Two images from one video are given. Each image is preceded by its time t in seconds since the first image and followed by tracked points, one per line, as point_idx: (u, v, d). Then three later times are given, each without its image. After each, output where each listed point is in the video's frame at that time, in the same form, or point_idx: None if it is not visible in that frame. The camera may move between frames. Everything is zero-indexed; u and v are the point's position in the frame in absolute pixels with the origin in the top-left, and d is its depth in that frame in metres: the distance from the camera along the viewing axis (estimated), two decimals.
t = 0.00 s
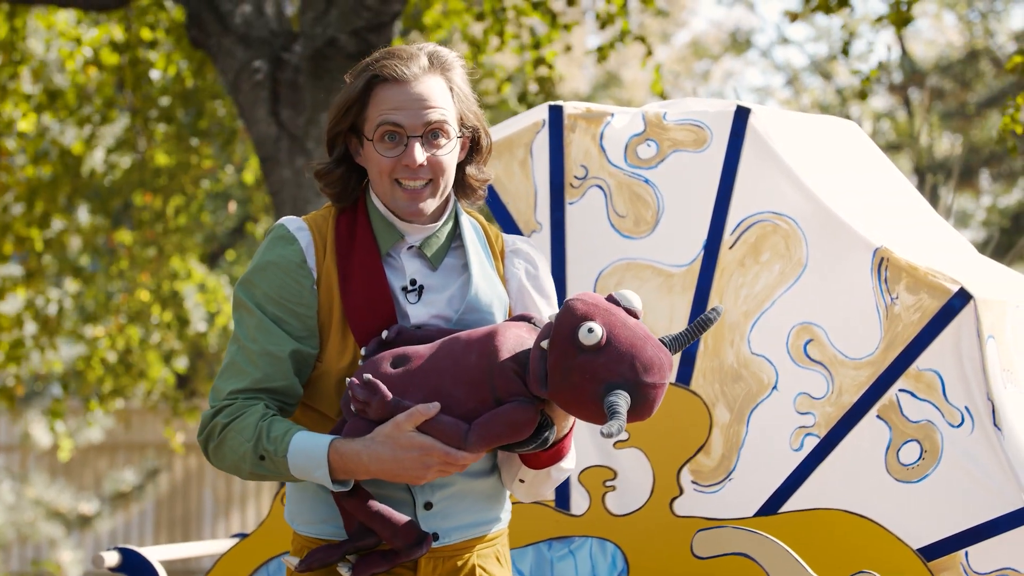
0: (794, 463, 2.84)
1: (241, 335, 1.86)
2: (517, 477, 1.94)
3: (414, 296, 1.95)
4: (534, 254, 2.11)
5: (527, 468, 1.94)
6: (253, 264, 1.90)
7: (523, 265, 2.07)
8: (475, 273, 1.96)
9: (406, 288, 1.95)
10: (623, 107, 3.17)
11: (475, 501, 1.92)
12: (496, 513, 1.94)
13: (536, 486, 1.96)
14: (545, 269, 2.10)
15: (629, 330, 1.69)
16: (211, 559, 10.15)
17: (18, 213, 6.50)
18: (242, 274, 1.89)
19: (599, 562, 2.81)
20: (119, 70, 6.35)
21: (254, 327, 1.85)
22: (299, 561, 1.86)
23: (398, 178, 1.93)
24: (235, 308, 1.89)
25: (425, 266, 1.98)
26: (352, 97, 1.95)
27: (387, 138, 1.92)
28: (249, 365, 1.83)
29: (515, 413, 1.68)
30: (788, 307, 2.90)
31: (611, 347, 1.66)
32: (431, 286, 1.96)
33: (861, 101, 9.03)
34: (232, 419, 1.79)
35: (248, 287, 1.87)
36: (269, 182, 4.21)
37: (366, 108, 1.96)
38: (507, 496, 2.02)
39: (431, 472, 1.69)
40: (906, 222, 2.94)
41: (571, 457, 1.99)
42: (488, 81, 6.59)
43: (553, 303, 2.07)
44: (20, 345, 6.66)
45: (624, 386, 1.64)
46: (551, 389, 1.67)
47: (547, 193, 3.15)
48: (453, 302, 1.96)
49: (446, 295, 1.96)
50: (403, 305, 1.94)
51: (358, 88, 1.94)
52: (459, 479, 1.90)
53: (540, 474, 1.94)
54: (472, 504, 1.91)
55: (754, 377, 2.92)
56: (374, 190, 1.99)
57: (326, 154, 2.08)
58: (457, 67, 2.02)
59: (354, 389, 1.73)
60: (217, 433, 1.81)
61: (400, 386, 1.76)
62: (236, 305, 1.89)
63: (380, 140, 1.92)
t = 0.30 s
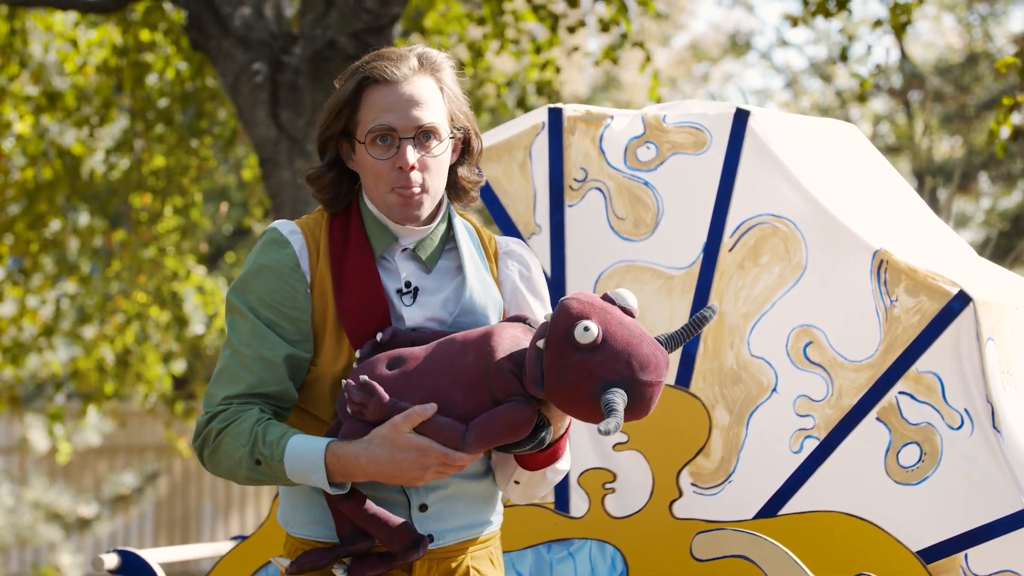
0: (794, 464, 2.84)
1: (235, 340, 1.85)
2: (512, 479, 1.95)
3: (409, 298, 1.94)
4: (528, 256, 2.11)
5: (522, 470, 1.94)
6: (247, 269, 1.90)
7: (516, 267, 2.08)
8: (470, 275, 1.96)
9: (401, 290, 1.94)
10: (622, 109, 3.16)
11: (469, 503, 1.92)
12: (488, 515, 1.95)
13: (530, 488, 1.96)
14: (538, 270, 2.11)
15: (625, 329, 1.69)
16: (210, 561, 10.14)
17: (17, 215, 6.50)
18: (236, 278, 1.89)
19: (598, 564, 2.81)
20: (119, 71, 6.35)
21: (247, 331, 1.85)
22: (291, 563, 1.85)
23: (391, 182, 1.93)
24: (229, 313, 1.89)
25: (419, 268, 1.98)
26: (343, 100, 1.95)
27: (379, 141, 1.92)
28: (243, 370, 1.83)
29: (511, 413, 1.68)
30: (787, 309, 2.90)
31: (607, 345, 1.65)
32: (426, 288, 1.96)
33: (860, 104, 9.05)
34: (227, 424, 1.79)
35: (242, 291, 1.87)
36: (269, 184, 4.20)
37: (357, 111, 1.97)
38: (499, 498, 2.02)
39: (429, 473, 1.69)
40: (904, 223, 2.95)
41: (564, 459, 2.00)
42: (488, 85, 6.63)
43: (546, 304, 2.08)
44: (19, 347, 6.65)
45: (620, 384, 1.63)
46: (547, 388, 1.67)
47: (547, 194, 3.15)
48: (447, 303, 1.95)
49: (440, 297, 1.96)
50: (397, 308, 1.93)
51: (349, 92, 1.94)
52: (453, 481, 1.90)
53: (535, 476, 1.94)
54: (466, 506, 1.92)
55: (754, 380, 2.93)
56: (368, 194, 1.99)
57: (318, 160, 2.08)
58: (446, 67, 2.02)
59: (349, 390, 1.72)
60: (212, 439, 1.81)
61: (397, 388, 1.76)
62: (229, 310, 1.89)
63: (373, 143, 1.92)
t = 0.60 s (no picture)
0: (794, 464, 2.84)
1: (232, 349, 1.85)
2: (511, 482, 1.94)
3: (405, 305, 1.95)
4: (525, 257, 2.10)
5: (521, 472, 1.93)
6: (243, 277, 1.89)
7: (513, 269, 2.07)
8: (467, 281, 1.96)
9: (398, 297, 1.95)
10: (622, 110, 3.17)
11: (468, 505, 1.92)
12: (488, 517, 1.95)
13: (529, 490, 1.96)
14: (536, 272, 2.10)
15: (624, 342, 1.69)
16: (210, 561, 10.15)
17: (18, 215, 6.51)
18: (231, 288, 1.88)
19: (598, 564, 2.80)
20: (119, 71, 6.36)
21: (244, 341, 1.85)
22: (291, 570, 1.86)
23: (386, 191, 1.93)
24: (225, 322, 1.89)
25: (415, 274, 1.98)
26: (337, 108, 1.94)
27: (373, 150, 1.92)
28: (241, 380, 1.83)
29: (511, 425, 1.68)
30: (787, 311, 2.90)
31: (606, 359, 1.65)
32: (422, 295, 1.96)
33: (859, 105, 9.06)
34: (226, 435, 1.79)
35: (239, 301, 1.87)
36: (269, 184, 4.20)
37: (351, 120, 1.96)
38: (498, 497, 2.02)
39: (429, 485, 1.70)
40: (905, 225, 2.95)
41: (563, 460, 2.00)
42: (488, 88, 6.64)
43: (544, 307, 2.08)
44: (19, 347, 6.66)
45: (619, 399, 1.63)
46: (546, 402, 1.66)
47: (547, 195, 3.15)
48: (444, 309, 1.96)
49: (437, 303, 1.96)
50: (394, 314, 1.94)
51: (343, 100, 1.94)
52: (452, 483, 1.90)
53: (534, 479, 1.94)
54: (465, 507, 1.91)
55: (754, 380, 2.93)
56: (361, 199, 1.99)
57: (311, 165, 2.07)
58: (441, 74, 2.01)
59: (349, 404, 1.72)
60: (211, 449, 1.81)
61: (396, 400, 1.76)
62: (226, 319, 1.88)
63: (367, 153, 1.92)
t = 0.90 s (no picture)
0: (793, 463, 2.85)
1: (231, 353, 1.87)
2: (510, 485, 1.95)
3: (405, 310, 1.96)
4: (523, 262, 2.12)
5: (519, 476, 1.95)
6: (242, 281, 1.90)
7: (512, 274, 2.09)
8: (466, 285, 1.97)
9: (397, 302, 1.96)
10: (621, 110, 3.18)
11: (466, 508, 1.94)
12: (486, 520, 1.97)
13: (529, 494, 1.97)
14: (534, 277, 2.11)
15: (623, 346, 1.70)
16: (211, 559, 10.16)
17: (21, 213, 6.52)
18: (230, 292, 1.90)
19: (598, 563, 2.81)
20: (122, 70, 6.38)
21: (243, 345, 1.86)
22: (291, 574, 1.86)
23: (387, 198, 1.94)
24: (224, 326, 1.90)
25: (415, 278, 1.99)
26: (338, 112, 1.95)
27: (374, 156, 1.93)
28: (241, 384, 1.84)
29: (512, 429, 1.69)
30: (786, 311, 2.91)
31: (604, 363, 1.66)
32: (422, 299, 1.98)
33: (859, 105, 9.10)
34: (226, 439, 1.81)
35: (238, 306, 1.88)
36: (270, 184, 4.21)
37: (353, 124, 1.97)
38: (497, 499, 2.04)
39: (429, 489, 1.71)
40: (904, 225, 2.96)
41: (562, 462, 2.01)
42: (490, 90, 6.67)
43: (543, 310, 2.09)
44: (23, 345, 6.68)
45: (618, 403, 1.64)
46: (546, 405, 1.68)
47: (547, 195, 3.16)
48: (444, 314, 1.98)
49: (436, 307, 1.98)
50: (393, 319, 1.95)
51: (345, 103, 1.95)
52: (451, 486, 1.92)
53: (532, 483, 1.95)
54: (464, 511, 1.93)
55: (753, 379, 2.94)
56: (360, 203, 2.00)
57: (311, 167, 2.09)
58: (443, 79, 2.02)
59: (349, 408, 1.73)
60: (211, 454, 1.83)
61: (395, 404, 1.77)
62: (225, 323, 1.90)
63: (368, 158, 1.93)
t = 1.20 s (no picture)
0: (792, 461, 2.87)
1: (231, 350, 1.88)
2: (508, 482, 1.96)
3: (403, 307, 1.97)
4: (522, 259, 2.14)
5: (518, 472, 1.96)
6: (241, 278, 1.92)
7: (511, 272, 2.10)
8: (464, 283, 1.99)
9: (396, 299, 1.97)
10: (621, 109, 3.18)
11: (465, 506, 1.95)
12: (484, 517, 1.98)
13: (526, 491, 1.98)
14: (533, 276, 2.13)
15: (622, 342, 1.71)
16: (212, 557, 10.19)
17: (24, 211, 6.55)
18: (229, 289, 1.91)
19: (598, 560, 2.80)
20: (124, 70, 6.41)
21: (243, 342, 1.87)
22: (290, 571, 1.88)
23: (387, 195, 1.95)
24: (224, 323, 1.91)
25: (413, 276, 2.00)
26: (338, 109, 1.96)
27: (375, 153, 1.94)
28: (240, 380, 1.85)
29: (509, 425, 1.70)
30: (785, 310, 2.92)
31: (604, 358, 1.67)
32: (421, 296, 1.99)
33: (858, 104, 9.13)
34: (224, 434, 1.82)
35: (237, 302, 1.90)
36: (271, 183, 4.22)
37: (352, 121, 1.98)
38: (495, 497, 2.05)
39: (427, 484, 1.72)
40: (904, 224, 2.97)
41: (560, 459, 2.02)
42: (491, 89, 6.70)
43: (540, 308, 2.11)
44: (26, 343, 6.70)
45: (616, 398, 1.65)
46: (545, 400, 1.69)
47: (547, 193, 3.17)
48: (443, 311, 1.99)
49: (436, 304, 1.99)
50: (392, 315, 1.96)
51: (344, 101, 1.96)
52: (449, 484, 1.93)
53: (530, 480, 1.96)
54: (463, 508, 1.94)
55: (752, 377, 2.95)
56: (360, 200, 2.02)
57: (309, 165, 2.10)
58: (442, 77, 2.04)
59: (348, 402, 1.74)
60: (210, 449, 1.84)
61: (395, 399, 1.78)
62: (224, 320, 1.91)
63: (368, 155, 1.94)
